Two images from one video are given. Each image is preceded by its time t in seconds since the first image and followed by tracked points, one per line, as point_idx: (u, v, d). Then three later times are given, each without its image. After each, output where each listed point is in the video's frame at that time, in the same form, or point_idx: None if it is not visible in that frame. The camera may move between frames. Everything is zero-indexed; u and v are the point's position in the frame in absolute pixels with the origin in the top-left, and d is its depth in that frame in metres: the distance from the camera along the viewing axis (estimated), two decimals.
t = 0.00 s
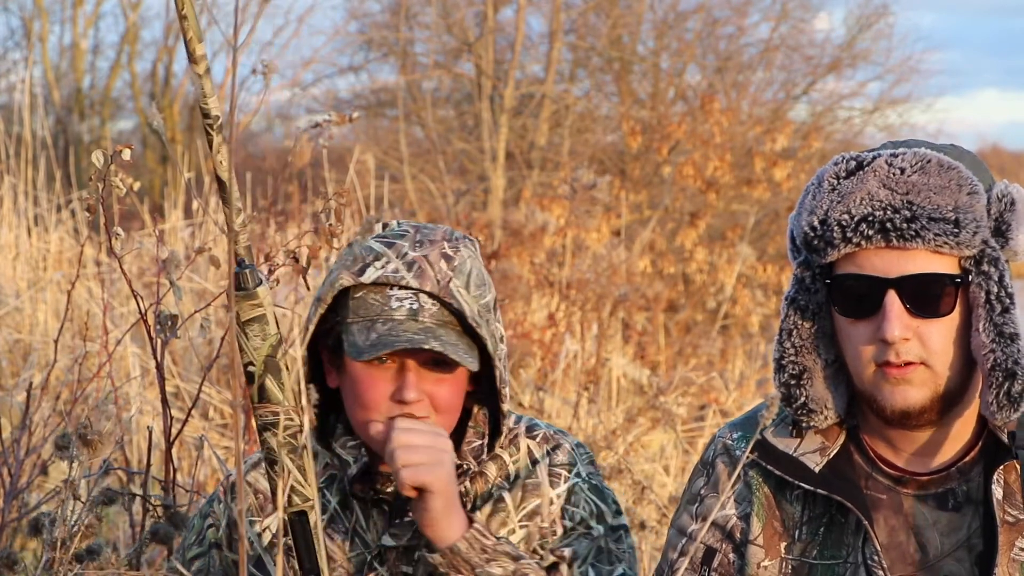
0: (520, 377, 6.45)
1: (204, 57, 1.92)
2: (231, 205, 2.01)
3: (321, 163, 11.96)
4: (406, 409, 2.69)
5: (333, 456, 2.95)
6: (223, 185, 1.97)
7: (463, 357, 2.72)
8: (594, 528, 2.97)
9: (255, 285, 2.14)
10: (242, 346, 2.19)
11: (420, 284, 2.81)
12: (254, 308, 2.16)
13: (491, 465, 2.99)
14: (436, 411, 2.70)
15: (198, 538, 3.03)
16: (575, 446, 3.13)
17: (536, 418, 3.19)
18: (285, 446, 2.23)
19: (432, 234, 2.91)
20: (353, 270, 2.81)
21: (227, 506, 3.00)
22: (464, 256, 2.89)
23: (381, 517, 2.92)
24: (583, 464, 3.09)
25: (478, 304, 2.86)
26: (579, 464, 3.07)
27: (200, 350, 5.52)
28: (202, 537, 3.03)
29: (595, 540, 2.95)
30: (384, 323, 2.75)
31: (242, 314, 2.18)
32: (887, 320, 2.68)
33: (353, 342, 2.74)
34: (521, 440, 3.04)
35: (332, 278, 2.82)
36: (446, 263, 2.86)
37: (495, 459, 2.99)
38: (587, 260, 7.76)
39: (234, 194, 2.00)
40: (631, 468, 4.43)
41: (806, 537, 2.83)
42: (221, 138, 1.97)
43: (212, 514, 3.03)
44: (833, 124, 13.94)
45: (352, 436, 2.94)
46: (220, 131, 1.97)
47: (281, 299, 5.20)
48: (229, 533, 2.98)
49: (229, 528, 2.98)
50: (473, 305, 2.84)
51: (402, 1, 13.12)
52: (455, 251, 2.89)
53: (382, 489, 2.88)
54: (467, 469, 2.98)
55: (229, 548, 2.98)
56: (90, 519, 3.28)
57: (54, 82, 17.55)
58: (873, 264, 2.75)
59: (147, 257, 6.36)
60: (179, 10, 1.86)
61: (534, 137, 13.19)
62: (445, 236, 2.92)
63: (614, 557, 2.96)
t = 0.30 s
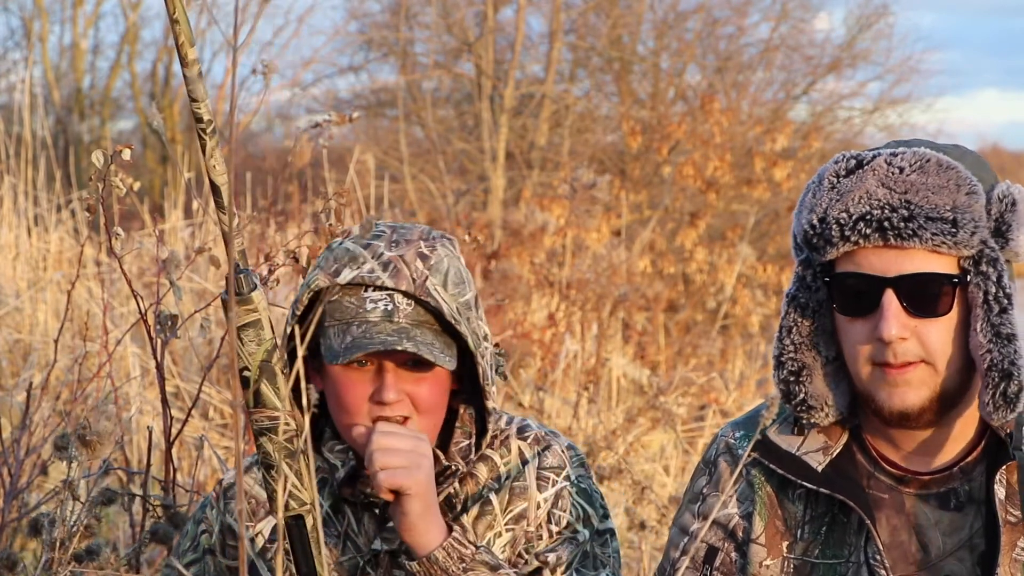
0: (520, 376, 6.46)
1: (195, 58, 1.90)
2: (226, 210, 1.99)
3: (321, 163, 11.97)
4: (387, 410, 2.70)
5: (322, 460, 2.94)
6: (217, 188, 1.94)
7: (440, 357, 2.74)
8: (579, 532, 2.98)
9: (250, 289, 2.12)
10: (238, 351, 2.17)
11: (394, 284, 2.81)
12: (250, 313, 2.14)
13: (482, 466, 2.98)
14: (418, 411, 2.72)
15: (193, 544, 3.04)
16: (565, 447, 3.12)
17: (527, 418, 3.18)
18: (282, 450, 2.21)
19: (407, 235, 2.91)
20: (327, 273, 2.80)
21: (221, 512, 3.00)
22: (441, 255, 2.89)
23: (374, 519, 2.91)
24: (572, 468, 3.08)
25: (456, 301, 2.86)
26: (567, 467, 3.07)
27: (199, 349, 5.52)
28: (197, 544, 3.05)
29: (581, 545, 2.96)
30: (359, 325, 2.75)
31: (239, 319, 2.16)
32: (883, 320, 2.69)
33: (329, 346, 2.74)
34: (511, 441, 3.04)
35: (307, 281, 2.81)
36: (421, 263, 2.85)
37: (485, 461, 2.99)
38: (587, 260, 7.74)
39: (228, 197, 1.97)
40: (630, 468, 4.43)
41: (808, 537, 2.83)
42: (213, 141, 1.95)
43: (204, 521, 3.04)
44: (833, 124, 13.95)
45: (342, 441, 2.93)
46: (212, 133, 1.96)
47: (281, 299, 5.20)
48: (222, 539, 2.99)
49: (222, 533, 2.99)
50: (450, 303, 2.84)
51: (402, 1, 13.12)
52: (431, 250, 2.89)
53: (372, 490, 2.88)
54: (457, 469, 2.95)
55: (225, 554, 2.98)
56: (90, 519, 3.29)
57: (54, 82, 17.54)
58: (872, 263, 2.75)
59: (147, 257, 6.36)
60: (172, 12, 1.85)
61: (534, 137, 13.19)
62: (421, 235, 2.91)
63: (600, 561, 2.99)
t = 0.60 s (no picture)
0: (520, 376, 6.45)
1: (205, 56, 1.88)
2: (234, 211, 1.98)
3: (321, 163, 11.97)
4: (388, 417, 2.70)
5: (320, 462, 2.89)
6: (226, 188, 1.94)
7: (439, 362, 2.73)
8: (582, 531, 2.99)
9: (257, 287, 2.12)
10: (243, 349, 2.17)
11: (392, 291, 2.80)
12: (256, 312, 2.15)
13: (483, 465, 2.97)
14: (418, 416, 2.72)
15: (193, 545, 3.04)
16: (566, 446, 3.12)
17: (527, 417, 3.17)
18: (286, 449, 2.21)
19: (401, 239, 2.89)
20: (324, 281, 2.78)
21: (222, 511, 2.99)
22: (436, 259, 2.88)
23: (375, 520, 2.91)
24: (573, 466, 3.09)
25: (453, 304, 2.85)
26: (569, 465, 3.07)
27: (199, 349, 5.52)
28: (197, 544, 3.05)
29: (584, 544, 2.97)
30: (358, 334, 2.74)
31: (243, 318, 2.16)
32: (883, 319, 2.69)
33: (328, 355, 2.73)
34: (512, 440, 3.04)
35: (303, 291, 2.79)
36: (417, 268, 2.84)
37: (487, 459, 2.98)
38: (587, 261, 7.71)
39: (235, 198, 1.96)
40: (630, 468, 4.42)
41: (810, 537, 2.83)
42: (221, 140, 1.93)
43: (205, 521, 3.04)
44: (833, 124, 13.94)
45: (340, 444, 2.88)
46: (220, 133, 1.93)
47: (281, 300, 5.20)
48: (223, 539, 2.99)
49: (223, 534, 2.99)
50: (449, 307, 2.83)
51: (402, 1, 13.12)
52: (425, 254, 2.88)
53: (373, 491, 2.89)
54: (458, 468, 2.96)
55: (226, 554, 2.98)
56: (90, 518, 3.29)
57: (54, 82, 17.55)
58: (871, 265, 2.75)
59: (147, 257, 6.36)
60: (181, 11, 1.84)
61: (534, 137, 13.19)
62: (414, 238, 2.90)
63: (602, 559, 2.99)
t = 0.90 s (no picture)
0: (520, 376, 6.45)
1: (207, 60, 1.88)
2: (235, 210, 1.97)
3: (321, 163, 11.98)
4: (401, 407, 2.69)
5: (319, 460, 2.90)
6: (226, 190, 1.93)
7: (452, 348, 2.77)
8: (587, 517, 2.99)
9: (258, 290, 2.11)
10: (244, 351, 2.17)
11: (393, 286, 2.80)
12: (257, 313, 2.13)
13: (482, 459, 2.97)
14: (428, 407, 2.74)
15: (193, 548, 3.04)
16: (564, 435, 3.13)
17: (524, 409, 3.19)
18: (288, 451, 2.21)
19: (397, 237, 2.90)
20: (323, 279, 2.78)
21: (221, 514, 3.00)
22: (434, 255, 2.89)
23: (375, 517, 2.91)
24: (572, 454, 3.09)
25: (454, 298, 2.86)
26: (568, 453, 3.07)
27: (199, 349, 5.51)
28: (198, 546, 3.04)
29: (591, 530, 2.98)
30: (370, 323, 2.75)
31: (244, 320, 2.15)
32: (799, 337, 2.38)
33: (341, 345, 2.72)
34: (509, 433, 3.04)
35: (303, 289, 2.78)
36: (415, 264, 2.85)
37: (485, 453, 2.98)
38: (587, 261, 7.58)
39: (236, 200, 1.95)
40: (630, 468, 4.42)
41: (815, 533, 2.68)
42: (223, 143, 1.93)
43: (204, 524, 3.04)
44: (833, 124, 13.93)
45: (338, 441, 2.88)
46: (223, 135, 1.93)
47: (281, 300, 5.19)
48: (223, 541, 3.00)
49: (223, 536, 2.99)
50: (450, 300, 2.83)
51: (402, 1, 13.12)
52: (423, 250, 2.89)
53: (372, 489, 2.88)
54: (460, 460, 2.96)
55: (227, 555, 2.99)
56: (90, 518, 3.28)
57: (54, 82, 17.56)
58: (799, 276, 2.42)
59: (147, 258, 6.36)
60: (182, 13, 1.83)
61: (534, 138, 13.19)
62: (411, 236, 2.91)
63: (610, 544, 3.00)
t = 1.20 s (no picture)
0: (521, 376, 6.45)
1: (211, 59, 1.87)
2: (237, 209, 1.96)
3: (321, 163, 11.98)
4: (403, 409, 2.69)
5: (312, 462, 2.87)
6: (229, 188, 1.91)
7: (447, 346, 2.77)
8: (588, 521, 2.98)
9: (260, 289, 2.10)
10: (246, 351, 2.16)
11: (379, 292, 2.79)
12: (260, 313, 2.12)
13: (480, 461, 2.96)
14: (428, 408, 2.74)
15: (191, 549, 3.04)
16: (563, 438, 3.12)
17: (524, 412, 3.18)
18: (289, 449, 2.21)
19: (382, 241, 2.87)
20: (309, 289, 2.77)
21: (218, 515, 3.00)
22: (418, 258, 2.86)
23: (372, 519, 2.91)
24: (572, 457, 3.08)
25: (440, 301, 2.85)
26: (568, 456, 3.06)
27: (200, 349, 5.51)
28: (195, 549, 3.05)
29: (592, 534, 2.96)
30: (365, 329, 2.75)
31: (246, 319, 2.13)
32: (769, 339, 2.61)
33: (338, 353, 2.71)
34: (508, 435, 3.04)
35: (290, 299, 2.78)
36: (400, 268, 2.83)
37: (483, 455, 2.98)
38: (587, 261, 7.63)
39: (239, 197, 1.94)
40: (630, 468, 4.41)
41: (816, 532, 2.69)
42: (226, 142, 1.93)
43: (201, 526, 3.04)
44: (833, 124, 13.92)
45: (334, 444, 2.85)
46: (225, 134, 1.93)
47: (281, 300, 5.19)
48: (220, 543, 2.98)
49: (220, 538, 2.98)
50: (436, 303, 2.83)
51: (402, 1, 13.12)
52: (407, 253, 2.86)
53: (368, 491, 2.89)
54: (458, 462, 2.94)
55: (225, 557, 2.97)
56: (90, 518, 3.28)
57: (54, 82, 17.56)
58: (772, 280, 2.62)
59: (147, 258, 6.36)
60: (187, 11, 1.83)
61: (534, 138, 13.18)
62: (395, 240, 2.88)
63: (611, 548, 2.99)
